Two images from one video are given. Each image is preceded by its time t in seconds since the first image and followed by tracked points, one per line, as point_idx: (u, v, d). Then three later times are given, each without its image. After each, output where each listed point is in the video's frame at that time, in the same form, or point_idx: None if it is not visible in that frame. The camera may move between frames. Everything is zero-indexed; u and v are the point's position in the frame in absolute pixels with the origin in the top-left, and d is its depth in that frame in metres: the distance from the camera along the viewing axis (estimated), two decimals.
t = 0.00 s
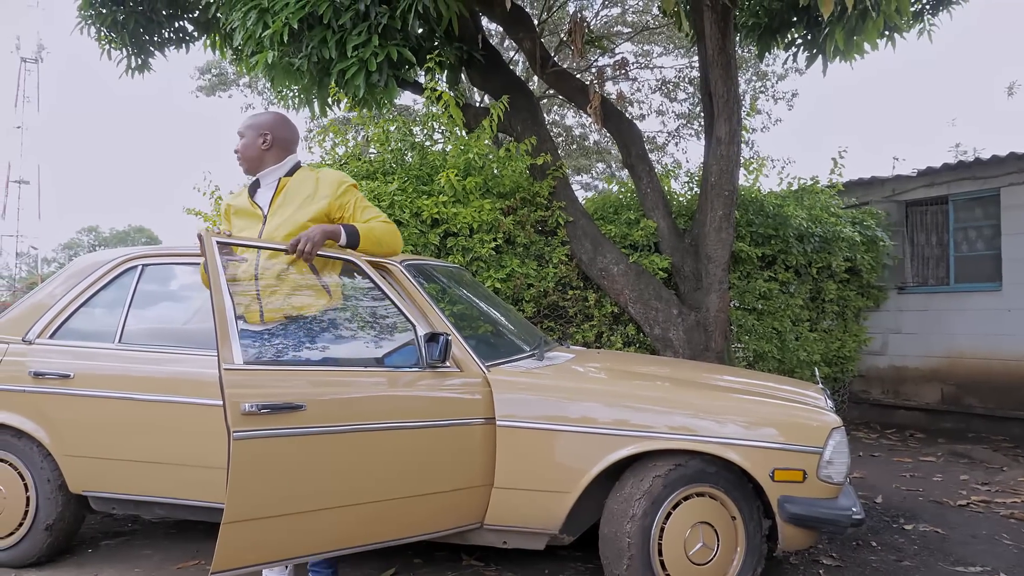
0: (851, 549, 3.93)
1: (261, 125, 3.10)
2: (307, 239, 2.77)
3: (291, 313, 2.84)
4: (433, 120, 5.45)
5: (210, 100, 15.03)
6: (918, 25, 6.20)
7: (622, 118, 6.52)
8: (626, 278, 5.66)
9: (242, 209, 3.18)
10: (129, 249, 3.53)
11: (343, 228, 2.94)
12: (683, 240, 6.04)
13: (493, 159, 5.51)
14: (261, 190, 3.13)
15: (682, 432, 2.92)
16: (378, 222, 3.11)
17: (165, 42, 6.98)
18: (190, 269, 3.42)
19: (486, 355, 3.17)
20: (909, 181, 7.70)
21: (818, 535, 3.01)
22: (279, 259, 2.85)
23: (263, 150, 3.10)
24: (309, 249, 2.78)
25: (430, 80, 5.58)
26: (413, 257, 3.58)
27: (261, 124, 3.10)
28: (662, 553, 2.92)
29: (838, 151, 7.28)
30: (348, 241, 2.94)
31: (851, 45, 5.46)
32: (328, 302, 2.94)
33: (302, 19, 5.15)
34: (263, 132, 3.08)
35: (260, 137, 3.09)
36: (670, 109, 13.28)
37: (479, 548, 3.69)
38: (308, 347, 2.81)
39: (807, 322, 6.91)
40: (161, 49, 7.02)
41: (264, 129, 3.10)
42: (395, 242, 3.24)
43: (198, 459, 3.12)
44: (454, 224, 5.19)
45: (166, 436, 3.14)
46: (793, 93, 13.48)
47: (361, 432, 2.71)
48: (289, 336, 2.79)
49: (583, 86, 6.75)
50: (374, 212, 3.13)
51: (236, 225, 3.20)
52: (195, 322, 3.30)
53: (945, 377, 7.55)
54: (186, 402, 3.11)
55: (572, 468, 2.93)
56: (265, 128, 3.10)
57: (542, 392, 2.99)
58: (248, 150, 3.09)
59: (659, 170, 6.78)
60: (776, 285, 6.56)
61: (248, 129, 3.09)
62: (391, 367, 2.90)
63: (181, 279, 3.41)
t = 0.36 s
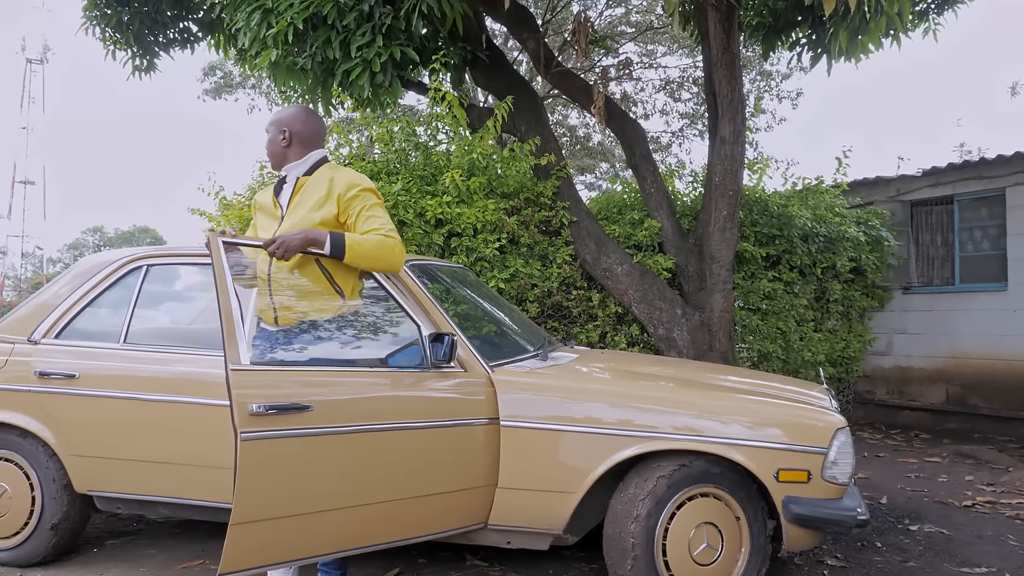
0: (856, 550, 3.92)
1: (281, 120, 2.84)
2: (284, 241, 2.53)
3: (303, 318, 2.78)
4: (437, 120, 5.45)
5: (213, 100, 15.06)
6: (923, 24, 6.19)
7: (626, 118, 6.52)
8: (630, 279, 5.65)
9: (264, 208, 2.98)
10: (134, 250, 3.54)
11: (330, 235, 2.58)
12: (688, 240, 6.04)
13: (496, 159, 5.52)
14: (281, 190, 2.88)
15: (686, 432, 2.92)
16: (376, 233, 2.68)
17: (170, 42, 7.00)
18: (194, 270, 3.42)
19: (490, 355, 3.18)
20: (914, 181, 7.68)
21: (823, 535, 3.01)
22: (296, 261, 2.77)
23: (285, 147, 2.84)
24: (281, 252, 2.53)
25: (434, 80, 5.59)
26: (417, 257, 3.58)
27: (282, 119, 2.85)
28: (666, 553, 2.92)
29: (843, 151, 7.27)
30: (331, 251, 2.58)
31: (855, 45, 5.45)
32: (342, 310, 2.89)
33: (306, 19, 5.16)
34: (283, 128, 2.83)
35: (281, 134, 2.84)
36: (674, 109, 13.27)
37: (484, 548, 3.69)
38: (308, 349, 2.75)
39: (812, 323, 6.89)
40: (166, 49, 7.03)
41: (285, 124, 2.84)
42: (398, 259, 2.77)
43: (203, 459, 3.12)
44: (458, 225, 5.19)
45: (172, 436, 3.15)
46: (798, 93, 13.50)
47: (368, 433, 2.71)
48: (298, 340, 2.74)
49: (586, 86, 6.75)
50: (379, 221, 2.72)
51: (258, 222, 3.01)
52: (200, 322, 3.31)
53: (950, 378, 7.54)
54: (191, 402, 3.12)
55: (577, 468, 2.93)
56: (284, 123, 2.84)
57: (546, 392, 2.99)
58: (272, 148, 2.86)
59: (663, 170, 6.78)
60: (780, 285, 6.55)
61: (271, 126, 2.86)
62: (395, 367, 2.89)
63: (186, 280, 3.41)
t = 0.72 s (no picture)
0: (859, 551, 3.91)
1: (304, 122, 2.75)
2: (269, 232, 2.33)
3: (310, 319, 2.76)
4: (440, 121, 5.46)
5: (217, 101, 15.07)
6: (926, 24, 6.18)
7: (628, 119, 6.52)
8: (633, 279, 5.65)
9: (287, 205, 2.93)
10: (137, 250, 3.55)
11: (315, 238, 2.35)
12: (691, 241, 6.04)
13: (499, 159, 5.52)
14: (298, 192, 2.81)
15: (690, 432, 2.92)
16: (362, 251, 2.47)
17: (173, 43, 7.01)
18: (198, 270, 3.46)
19: (494, 356, 3.18)
20: (918, 182, 7.66)
21: (826, 536, 3.01)
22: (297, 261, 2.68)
23: (306, 148, 2.76)
24: (258, 240, 2.31)
25: (436, 81, 5.60)
26: (420, 258, 3.59)
27: (305, 120, 2.75)
28: (669, 554, 2.91)
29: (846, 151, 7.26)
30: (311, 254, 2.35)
31: (859, 45, 5.44)
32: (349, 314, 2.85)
33: (310, 20, 5.17)
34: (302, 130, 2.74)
35: (301, 136, 2.75)
36: (677, 109, 13.26)
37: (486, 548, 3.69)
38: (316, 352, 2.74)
39: (815, 323, 6.88)
40: (169, 50, 7.05)
41: (308, 126, 2.75)
42: (376, 285, 2.53)
43: (206, 459, 3.13)
44: (461, 225, 5.20)
45: (175, 436, 3.15)
46: (800, 93, 13.50)
47: (379, 434, 2.69)
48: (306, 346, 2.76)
49: (589, 86, 6.75)
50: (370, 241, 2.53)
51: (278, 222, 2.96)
52: (202, 322, 3.33)
53: (954, 378, 7.52)
54: (194, 403, 3.13)
55: (580, 469, 2.93)
56: (308, 125, 2.75)
57: (549, 393, 2.99)
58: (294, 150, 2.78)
59: (665, 170, 6.78)
60: (783, 286, 6.55)
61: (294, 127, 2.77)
62: (399, 368, 2.88)
63: (189, 280, 3.44)
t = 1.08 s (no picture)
0: (860, 552, 3.91)
1: (287, 123, 2.74)
2: (261, 229, 2.31)
3: (298, 319, 2.63)
4: (440, 122, 5.46)
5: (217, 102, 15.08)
6: (927, 25, 6.18)
7: (629, 119, 6.53)
8: (633, 280, 5.65)
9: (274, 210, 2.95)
10: (137, 251, 3.55)
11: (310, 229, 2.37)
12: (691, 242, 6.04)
13: (499, 160, 5.52)
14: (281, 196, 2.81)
15: (690, 433, 2.92)
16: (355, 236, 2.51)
17: (174, 44, 7.01)
18: (198, 271, 3.46)
19: (494, 357, 3.18)
20: (918, 182, 7.66)
21: (826, 537, 3.00)
22: (283, 258, 2.63)
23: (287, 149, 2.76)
24: (254, 239, 2.29)
25: (437, 81, 5.60)
26: (420, 259, 3.59)
27: (289, 121, 2.75)
28: (670, 555, 2.91)
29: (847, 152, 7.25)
30: (309, 245, 2.36)
31: (858, 46, 5.45)
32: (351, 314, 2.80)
33: (310, 21, 5.17)
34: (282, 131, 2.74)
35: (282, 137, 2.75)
36: (677, 110, 13.27)
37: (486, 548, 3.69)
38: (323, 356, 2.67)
39: (816, 324, 6.88)
40: (170, 51, 7.05)
41: (291, 128, 2.73)
42: (375, 269, 2.58)
43: (206, 460, 3.13)
44: (461, 226, 5.20)
45: (176, 436, 3.16)
46: (800, 94, 13.51)
47: (388, 436, 2.68)
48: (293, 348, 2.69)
49: (589, 87, 6.75)
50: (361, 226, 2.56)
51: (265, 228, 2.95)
52: (202, 323, 3.34)
53: (955, 379, 7.52)
54: (194, 403, 3.13)
55: (580, 469, 2.93)
56: (290, 126, 2.74)
57: (549, 393, 2.99)
58: (276, 149, 2.78)
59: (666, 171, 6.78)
60: (784, 286, 6.54)
61: (277, 126, 2.77)
62: (399, 368, 2.87)
63: (189, 280, 3.44)
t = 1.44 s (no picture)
0: (860, 552, 3.91)
1: (255, 126, 2.80)
2: (260, 227, 2.40)
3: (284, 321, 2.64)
4: (441, 122, 5.47)
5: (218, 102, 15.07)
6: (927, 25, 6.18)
7: (629, 119, 6.53)
8: (634, 280, 5.65)
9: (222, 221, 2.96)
10: (137, 251, 3.55)
11: (301, 216, 2.52)
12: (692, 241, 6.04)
13: (500, 160, 5.52)
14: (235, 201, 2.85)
15: (691, 433, 2.92)
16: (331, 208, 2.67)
17: (175, 44, 7.01)
18: (198, 271, 3.45)
19: (494, 357, 3.19)
20: (919, 182, 7.66)
21: (827, 537, 3.00)
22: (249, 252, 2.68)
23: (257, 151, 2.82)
24: (260, 238, 2.39)
25: (437, 81, 5.60)
26: (420, 259, 3.59)
27: (256, 125, 2.80)
28: (670, 555, 2.91)
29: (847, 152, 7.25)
30: (304, 231, 2.51)
31: (858, 46, 5.45)
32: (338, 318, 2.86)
33: (311, 21, 5.18)
34: (256, 133, 2.80)
35: (253, 139, 2.80)
36: (678, 110, 13.27)
37: (487, 548, 3.70)
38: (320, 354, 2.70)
39: (816, 324, 6.88)
40: (170, 51, 7.05)
41: (260, 131, 2.81)
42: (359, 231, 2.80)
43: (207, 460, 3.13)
44: (462, 226, 5.21)
45: (176, 436, 3.16)
46: (801, 94, 13.51)
47: (390, 437, 2.69)
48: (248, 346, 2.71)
49: (589, 87, 6.75)
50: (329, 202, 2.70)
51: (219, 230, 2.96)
52: (203, 323, 3.34)
53: (955, 379, 7.52)
54: (195, 403, 3.13)
55: (580, 469, 2.93)
56: (260, 130, 2.81)
57: (550, 393, 2.99)
58: (236, 151, 2.79)
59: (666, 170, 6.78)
60: (784, 286, 6.54)
61: (239, 128, 2.79)
62: (399, 368, 2.87)
63: (189, 280, 3.44)
